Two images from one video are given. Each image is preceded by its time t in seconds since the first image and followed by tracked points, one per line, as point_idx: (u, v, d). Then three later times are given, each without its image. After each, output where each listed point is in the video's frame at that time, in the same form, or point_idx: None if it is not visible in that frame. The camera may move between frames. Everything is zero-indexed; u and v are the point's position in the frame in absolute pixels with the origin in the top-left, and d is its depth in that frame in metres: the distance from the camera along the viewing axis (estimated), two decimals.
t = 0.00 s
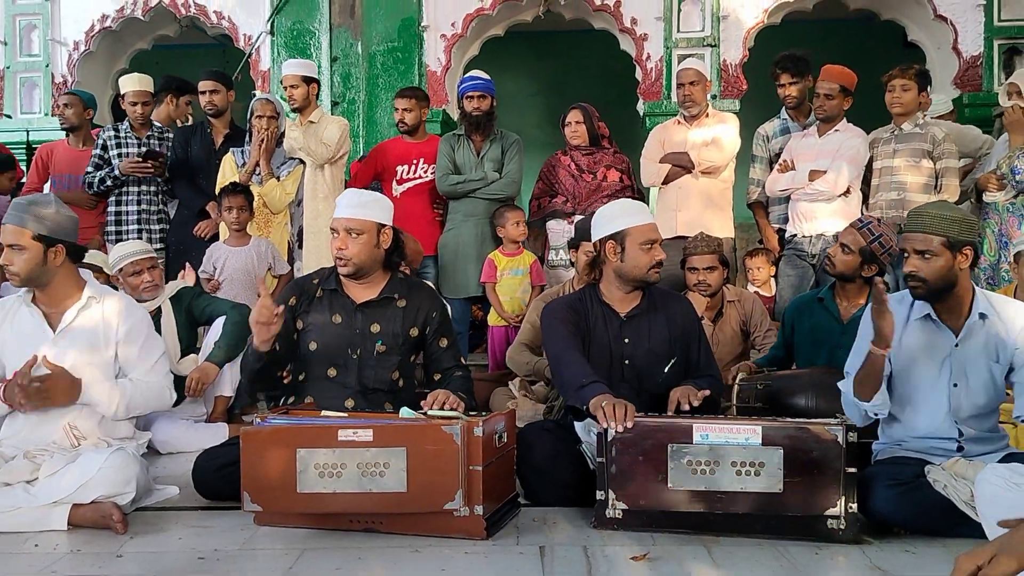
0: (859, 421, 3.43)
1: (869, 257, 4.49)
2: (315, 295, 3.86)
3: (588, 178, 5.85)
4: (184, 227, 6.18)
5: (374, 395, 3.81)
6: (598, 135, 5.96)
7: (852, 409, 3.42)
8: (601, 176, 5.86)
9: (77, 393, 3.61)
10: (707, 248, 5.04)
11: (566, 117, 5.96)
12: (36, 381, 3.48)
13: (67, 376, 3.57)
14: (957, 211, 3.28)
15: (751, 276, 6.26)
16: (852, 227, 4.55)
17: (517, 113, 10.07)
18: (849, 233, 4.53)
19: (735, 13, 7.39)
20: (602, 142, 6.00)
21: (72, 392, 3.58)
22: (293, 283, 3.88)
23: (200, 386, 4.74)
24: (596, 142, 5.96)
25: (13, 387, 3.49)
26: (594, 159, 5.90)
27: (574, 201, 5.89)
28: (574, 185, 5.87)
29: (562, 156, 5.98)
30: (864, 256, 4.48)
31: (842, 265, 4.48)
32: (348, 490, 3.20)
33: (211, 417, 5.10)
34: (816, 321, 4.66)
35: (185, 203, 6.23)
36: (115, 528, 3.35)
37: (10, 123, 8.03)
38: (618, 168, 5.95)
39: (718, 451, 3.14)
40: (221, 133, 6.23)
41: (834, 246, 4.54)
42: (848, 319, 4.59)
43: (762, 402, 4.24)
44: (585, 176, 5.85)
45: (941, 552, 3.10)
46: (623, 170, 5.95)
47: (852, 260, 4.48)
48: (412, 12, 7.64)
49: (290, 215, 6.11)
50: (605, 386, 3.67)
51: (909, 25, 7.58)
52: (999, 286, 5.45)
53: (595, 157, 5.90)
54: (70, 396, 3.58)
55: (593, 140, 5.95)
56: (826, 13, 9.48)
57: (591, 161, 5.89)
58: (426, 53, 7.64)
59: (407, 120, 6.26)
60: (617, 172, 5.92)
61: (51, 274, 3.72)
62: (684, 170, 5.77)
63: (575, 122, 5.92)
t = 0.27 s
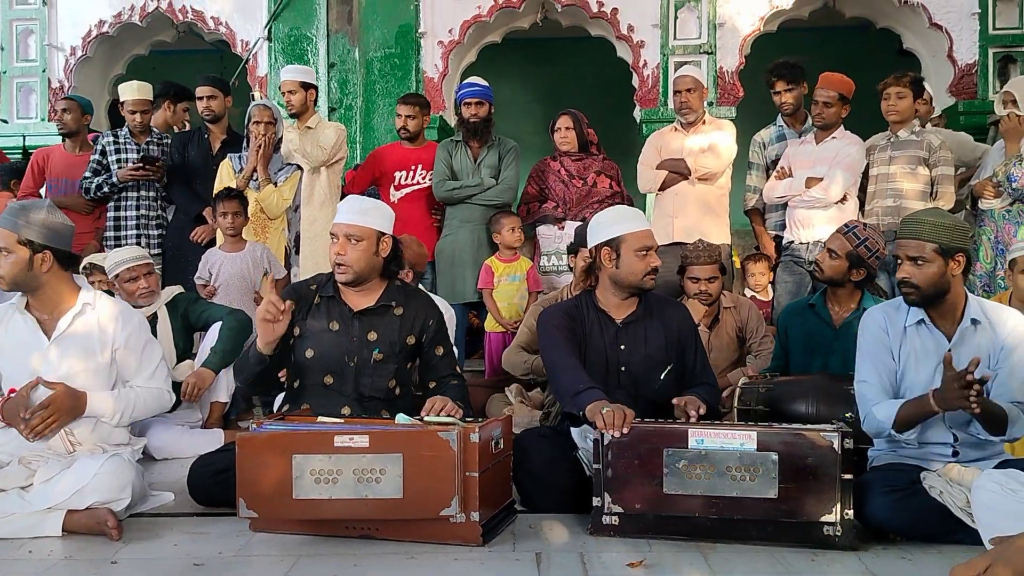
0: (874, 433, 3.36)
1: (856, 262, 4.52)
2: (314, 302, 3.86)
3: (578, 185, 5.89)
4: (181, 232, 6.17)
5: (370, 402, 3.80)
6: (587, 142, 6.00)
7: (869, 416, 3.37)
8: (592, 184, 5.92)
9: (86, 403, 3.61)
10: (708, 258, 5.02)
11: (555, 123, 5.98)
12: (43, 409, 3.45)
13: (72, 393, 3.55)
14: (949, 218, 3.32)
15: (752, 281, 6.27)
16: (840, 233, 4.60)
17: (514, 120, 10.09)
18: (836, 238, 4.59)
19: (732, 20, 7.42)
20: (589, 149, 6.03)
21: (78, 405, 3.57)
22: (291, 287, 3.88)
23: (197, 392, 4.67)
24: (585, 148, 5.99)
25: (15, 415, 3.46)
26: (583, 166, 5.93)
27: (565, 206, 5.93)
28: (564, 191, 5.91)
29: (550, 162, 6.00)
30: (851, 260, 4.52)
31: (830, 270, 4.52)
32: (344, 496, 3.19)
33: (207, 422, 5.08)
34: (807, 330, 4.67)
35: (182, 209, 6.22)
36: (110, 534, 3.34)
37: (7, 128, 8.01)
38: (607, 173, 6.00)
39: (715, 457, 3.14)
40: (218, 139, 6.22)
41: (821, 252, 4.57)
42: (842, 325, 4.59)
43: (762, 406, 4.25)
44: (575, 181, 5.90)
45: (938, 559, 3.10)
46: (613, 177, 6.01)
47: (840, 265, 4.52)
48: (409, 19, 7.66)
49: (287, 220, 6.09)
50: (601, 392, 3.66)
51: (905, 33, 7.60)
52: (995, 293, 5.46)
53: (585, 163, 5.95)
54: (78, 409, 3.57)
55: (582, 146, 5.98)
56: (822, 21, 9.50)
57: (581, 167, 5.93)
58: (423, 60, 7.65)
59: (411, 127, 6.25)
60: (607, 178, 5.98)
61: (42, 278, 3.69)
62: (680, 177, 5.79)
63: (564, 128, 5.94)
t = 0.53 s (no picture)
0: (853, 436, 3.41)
1: (849, 267, 4.53)
2: (311, 308, 3.84)
3: (571, 191, 5.90)
4: (177, 237, 6.17)
5: (366, 408, 3.80)
6: (576, 149, 6.03)
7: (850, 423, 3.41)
8: (584, 190, 5.93)
9: (63, 401, 3.56)
10: (707, 267, 5.02)
11: (545, 129, 5.98)
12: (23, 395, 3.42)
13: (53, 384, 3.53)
14: (942, 226, 3.32)
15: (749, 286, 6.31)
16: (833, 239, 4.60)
17: (511, 126, 10.10)
18: (829, 244, 4.60)
19: (728, 27, 7.44)
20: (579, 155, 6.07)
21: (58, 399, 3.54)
22: (288, 291, 3.85)
23: (194, 400, 4.64)
24: (575, 154, 6.02)
25: None
26: (574, 172, 5.95)
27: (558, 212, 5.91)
28: (556, 197, 5.90)
29: (540, 168, 6.00)
30: (845, 265, 4.53)
31: (823, 276, 4.53)
32: (339, 502, 3.18)
33: (203, 428, 5.07)
34: (805, 334, 4.66)
35: (178, 214, 6.21)
36: (104, 540, 3.32)
37: (3, 133, 8.01)
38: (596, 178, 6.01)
39: (711, 464, 3.13)
40: (216, 144, 6.24)
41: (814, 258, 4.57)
42: (836, 329, 4.60)
43: (757, 412, 4.21)
44: (566, 187, 5.90)
45: (933, 565, 3.10)
46: (604, 182, 6.02)
47: (833, 270, 4.52)
48: (407, 25, 7.67)
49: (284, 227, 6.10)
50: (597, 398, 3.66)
51: (900, 40, 7.63)
52: (989, 300, 5.47)
53: (576, 169, 5.95)
54: (57, 403, 3.53)
55: (572, 152, 6.02)
56: (818, 28, 9.53)
57: (571, 173, 5.94)
58: (420, 65, 7.66)
59: (410, 133, 6.23)
60: (598, 183, 5.99)
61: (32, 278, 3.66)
62: (678, 183, 5.77)
63: (555, 134, 5.95)
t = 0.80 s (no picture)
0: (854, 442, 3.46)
1: (842, 266, 4.54)
2: (308, 309, 3.83)
3: (564, 194, 5.85)
4: (174, 241, 6.16)
5: (363, 412, 3.79)
6: (570, 152, 6.00)
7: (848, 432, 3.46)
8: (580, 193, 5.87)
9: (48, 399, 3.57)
10: (705, 271, 5.01)
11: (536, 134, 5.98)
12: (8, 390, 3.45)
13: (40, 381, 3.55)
14: (939, 229, 3.33)
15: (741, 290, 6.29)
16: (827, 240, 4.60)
17: (508, 130, 10.11)
18: (821, 245, 4.60)
19: (725, 32, 7.46)
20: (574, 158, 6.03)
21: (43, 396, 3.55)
22: (287, 292, 3.84)
23: (189, 401, 4.63)
24: (568, 158, 5.98)
25: None
26: (567, 174, 5.89)
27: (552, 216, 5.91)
28: (551, 200, 5.90)
29: (535, 172, 6.00)
30: (839, 265, 4.54)
31: (817, 277, 4.53)
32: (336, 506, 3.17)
33: (199, 432, 5.07)
34: (799, 338, 4.67)
35: (175, 218, 6.20)
36: (100, 545, 3.32)
37: None
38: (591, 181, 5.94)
39: (708, 468, 3.13)
40: (213, 147, 6.27)
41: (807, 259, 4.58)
42: (831, 333, 4.59)
43: (753, 417, 4.25)
44: (561, 191, 5.86)
45: (930, 569, 3.10)
46: (599, 185, 5.96)
47: (827, 271, 4.53)
48: (404, 29, 7.68)
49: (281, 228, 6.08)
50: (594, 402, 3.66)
51: (896, 45, 7.64)
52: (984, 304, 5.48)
53: (570, 172, 5.89)
54: (42, 401, 3.56)
55: (564, 156, 5.98)
56: (814, 33, 9.56)
57: (566, 176, 5.88)
58: (417, 70, 7.67)
59: (405, 135, 6.26)
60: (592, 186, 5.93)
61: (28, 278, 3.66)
62: (674, 187, 5.78)
63: (544, 138, 5.95)
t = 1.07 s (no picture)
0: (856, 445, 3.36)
1: (843, 267, 4.56)
2: (307, 312, 3.84)
3: (562, 195, 5.88)
4: (172, 242, 6.15)
5: (361, 414, 3.79)
6: (566, 153, 5.95)
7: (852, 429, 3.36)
8: (573, 194, 5.88)
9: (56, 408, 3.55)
10: (700, 272, 5.07)
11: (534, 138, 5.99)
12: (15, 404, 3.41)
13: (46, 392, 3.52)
14: (935, 229, 3.32)
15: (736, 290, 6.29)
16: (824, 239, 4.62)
17: (506, 130, 10.11)
18: (821, 245, 4.61)
19: (722, 32, 7.46)
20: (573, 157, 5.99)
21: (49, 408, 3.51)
22: (288, 294, 3.86)
23: (187, 403, 4.63)
24: (564, 158, 5.95)
25: None
26: (566, 178, 5.91)
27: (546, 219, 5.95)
28: (547, 203, 5.93)
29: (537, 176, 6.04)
30: (840, 265, 4.55)
31: (819, 278, 4.54)
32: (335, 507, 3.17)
33: (197, 434, 5.06)
34: (795, 340, 4.69)
35: (173, 219, 6.19)
36: (97, 547, 3.31)
37: None
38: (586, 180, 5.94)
39: (706, 469, 3.13)
40: (211, 150, 6.23)
41: (808, 260, 4.59)
42: (827, 334, 4.60)
43: (751, 418, 4.24)
44: (553, 193, 5.90)
45: (928, 570, 3.10)
46: (594, 183, 5.94)
47: (828, 271, 4.54)
48: (402, 30, 7.68)
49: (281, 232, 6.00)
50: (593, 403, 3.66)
51: (894, 46, 7.65)
52: (982, 305, 5.49)
53: (566, 172, 5.91)
54: (49, 412, 3.52)
55: (562, 156, 5.95)
56: (812, 34, 9.57)
57: (561, 177, 5.91)
58: (416, 71, 7.67)
59: (399, 132, 6.22)
60: (587, 185, 5.92)
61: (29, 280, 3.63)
62: (673, 188, 5.79)
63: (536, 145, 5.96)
